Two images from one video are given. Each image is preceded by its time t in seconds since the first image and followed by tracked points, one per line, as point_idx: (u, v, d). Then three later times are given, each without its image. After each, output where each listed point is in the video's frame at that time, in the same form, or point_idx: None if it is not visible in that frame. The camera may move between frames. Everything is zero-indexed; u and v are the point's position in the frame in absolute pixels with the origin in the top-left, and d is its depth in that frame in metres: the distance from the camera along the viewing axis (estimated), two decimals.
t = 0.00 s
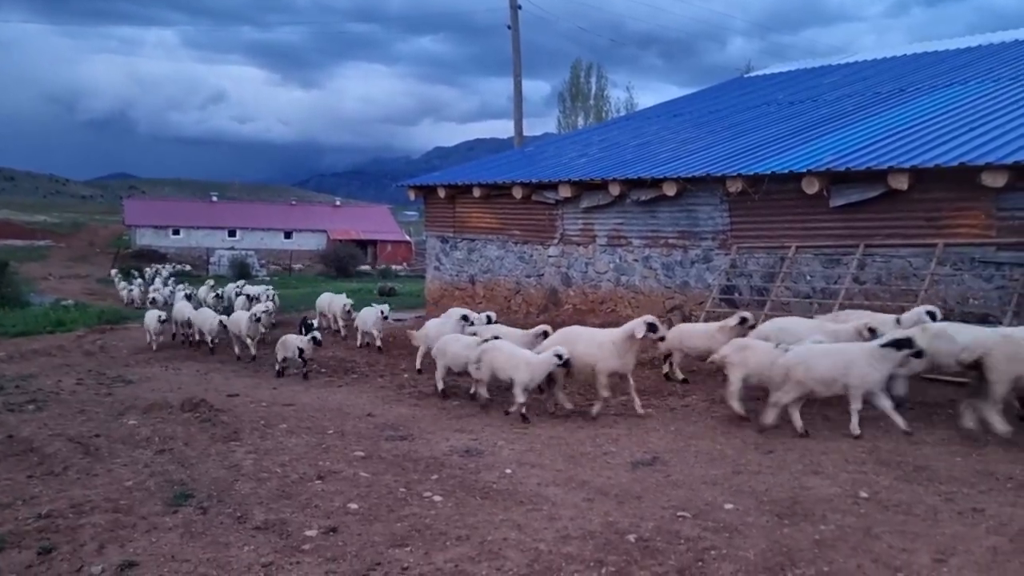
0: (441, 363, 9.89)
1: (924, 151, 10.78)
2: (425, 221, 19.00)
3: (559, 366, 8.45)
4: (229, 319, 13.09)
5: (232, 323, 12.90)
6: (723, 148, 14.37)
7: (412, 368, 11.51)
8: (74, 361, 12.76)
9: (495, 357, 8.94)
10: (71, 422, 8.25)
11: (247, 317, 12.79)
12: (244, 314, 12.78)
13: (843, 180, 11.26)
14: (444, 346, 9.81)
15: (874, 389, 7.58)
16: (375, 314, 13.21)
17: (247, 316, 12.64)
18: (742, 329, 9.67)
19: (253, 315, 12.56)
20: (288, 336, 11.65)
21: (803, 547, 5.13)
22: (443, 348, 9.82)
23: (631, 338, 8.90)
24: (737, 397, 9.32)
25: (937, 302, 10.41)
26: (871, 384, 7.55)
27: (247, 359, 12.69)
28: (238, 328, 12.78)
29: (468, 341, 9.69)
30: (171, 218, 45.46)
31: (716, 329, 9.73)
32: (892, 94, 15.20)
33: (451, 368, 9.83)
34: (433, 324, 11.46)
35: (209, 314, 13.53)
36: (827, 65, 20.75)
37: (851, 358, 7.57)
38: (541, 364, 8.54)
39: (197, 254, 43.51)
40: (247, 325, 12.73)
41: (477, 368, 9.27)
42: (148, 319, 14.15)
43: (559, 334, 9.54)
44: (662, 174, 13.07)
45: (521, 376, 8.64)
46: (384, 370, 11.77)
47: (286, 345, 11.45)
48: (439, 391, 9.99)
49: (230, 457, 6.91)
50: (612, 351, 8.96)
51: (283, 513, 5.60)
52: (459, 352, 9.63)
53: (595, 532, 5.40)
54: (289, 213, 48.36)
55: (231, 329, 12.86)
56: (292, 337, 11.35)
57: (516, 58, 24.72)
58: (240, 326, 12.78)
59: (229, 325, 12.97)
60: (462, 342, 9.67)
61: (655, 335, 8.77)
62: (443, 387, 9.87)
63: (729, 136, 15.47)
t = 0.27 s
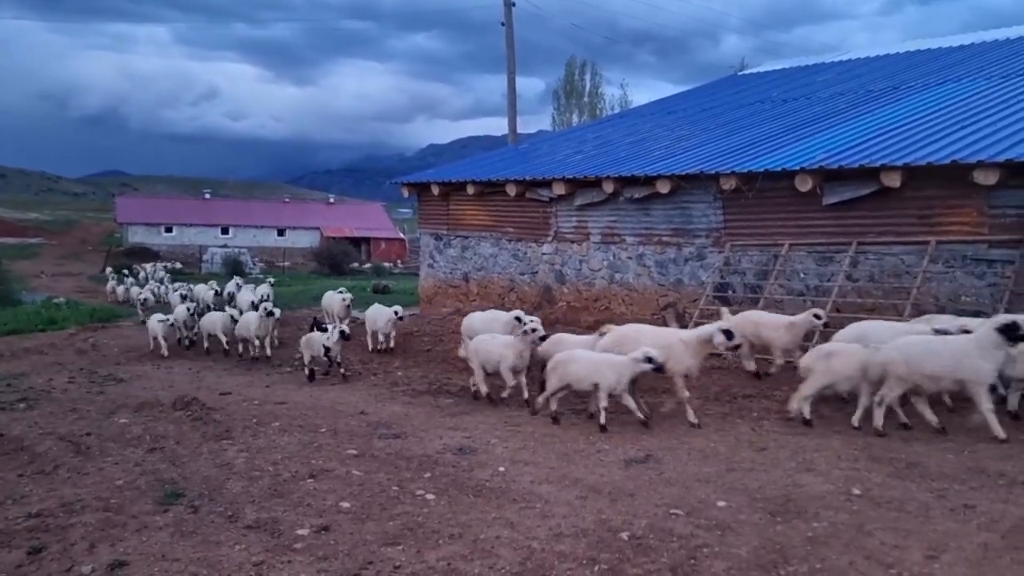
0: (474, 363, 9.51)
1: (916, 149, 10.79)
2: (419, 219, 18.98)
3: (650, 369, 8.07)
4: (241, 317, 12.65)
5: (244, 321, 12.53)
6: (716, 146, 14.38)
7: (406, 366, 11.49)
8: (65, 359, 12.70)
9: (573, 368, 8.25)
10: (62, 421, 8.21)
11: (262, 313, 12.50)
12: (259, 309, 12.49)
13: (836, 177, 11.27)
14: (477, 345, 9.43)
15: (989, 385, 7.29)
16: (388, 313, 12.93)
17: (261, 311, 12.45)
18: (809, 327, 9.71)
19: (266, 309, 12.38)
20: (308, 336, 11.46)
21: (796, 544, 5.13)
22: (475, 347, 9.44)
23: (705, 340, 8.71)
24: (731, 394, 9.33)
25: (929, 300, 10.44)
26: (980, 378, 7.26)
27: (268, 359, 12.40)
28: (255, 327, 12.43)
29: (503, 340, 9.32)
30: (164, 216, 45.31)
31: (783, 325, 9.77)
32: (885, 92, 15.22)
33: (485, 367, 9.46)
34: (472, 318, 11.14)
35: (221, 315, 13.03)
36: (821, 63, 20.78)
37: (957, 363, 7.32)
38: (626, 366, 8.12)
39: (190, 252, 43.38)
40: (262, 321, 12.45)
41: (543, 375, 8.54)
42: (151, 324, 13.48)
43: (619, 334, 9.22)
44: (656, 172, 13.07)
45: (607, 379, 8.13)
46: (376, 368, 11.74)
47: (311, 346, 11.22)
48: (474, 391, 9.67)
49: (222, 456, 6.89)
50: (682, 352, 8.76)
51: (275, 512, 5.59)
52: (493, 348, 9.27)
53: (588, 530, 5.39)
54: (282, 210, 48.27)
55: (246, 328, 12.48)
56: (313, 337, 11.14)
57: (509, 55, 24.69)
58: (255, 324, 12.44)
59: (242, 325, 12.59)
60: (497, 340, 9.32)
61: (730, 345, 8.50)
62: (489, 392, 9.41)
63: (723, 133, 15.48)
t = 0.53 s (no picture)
0: (511, 365, 9.25)
1: (905, 149, 10.83)
2: (409, 218, 18.95)
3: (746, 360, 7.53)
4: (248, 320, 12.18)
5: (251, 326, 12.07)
6: (706, 145, 14.40)
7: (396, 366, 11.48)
8: (53, 360, 12.63)
9: (666, 375, 7.65)
10: (50, 422, 8.16)
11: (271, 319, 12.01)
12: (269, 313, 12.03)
13: (825, 177, 11.31)
14: (516, 346, 9.20)
15: None
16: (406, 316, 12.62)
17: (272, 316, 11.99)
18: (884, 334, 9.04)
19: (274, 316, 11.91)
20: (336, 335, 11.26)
21: (785, 543, 5.15)
22: (514, 347, 9.20)
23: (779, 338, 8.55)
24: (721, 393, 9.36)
25: (918, 299, 10.48)
26: None
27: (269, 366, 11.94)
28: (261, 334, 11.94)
29: (546, 343, 9.13)
30: (153, 214, 45.13)
31: (856, 331, 9.08)
32: (874, 92, 15.27)
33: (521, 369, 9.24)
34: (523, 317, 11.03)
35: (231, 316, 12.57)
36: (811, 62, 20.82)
37: None
38: (724, 365, 7.55)
39: (179, 251, 43.21)
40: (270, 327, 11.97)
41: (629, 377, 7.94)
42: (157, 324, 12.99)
43: (695, 333, 8.93)
44: (646, 171, 13.08)
45: (710, 383, 7.51)
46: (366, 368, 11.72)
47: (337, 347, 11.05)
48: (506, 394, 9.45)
49: (211, 457, 6.86)
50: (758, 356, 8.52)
51: (265, 513, 5.57)
52: (535, 352, 9.06)
53: (579, 530, 5.39)
54: (272, 209, 48.13)
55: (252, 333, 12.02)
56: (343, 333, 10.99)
57: (500, 54, 24.68)
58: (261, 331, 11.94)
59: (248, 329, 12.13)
60: (540, 343, 9.13)
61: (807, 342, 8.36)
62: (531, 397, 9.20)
63: (713, 133, 15.50)
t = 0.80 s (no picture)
0: (557, 370, 8.86)
1: (895, 146, 10.87)
2: (401, 215, 18.92)
3: (866, 367, 7.20)
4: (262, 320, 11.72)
5: (264, 327, 11.64)
6: (698, 143, 14.43)
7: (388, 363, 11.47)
8: (42, 358, 12.57)
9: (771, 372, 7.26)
10: (39, 421, 8.12)
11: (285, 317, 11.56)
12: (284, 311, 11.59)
13: (816, 174, 11.33)
14: (563, 347, 8.81)
15: None
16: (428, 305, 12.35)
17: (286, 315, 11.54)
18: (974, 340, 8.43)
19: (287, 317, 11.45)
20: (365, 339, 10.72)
21: (776, 540, 5.16)
22: (564, 349, 8.80)
23: (865, 332, 8.41)
24: (712, 390, 9.39)
25: (908, 296, 10.52)
26: None
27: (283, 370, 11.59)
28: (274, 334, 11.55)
29: (594, 342, 8.85)
30: (143, 212, 44.94)
31: (939, 333, 8.50)
32: (865, 90, 15.32)
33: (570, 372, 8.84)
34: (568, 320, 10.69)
35: (243, 317, 12.13)
36: (801, 60, 20.88)
37: None
38: (840, 367, 7.19)
39: (170, 249, 43.03)
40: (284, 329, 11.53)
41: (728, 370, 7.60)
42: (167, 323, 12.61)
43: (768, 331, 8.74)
44: (638, 169, 13.10)
45: (820, 386, 7.13)
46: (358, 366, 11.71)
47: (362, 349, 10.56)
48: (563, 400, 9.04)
49: (201, 455, 6.84)
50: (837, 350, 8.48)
51: (255, 511, 5.55)
52: (585, 353, 8.72)
53: (570, 528, 5.39)
54: (263, 207, 48.00)
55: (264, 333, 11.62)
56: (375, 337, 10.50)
57: (492, 51, 24.66)
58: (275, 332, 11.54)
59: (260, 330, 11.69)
60: (589, 342, 8.81)
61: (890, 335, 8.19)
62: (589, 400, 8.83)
63: (704, 131, 15.52)
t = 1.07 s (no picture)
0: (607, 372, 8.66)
1: (885, 145, 10.91)
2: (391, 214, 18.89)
3: (994, 366, 6.90)
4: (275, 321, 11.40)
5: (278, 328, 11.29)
6: (688, 142, 14.44)
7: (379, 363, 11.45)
8: (31, 358, 12.50)
9: (884, 370, 6.86)
10: (27, 421, 8.08)
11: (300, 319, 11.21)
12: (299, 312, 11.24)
13: (806, 173, 11.36)
14: (610, 348, 8.62)
15: None
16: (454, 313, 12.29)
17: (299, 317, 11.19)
18: None
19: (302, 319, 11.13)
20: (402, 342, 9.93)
21: (766, 537, 5.17)
22: (609, 350, 8.61)
23: (949, 330, 7.87)
24: (703, 389, 9.41)
25: (897, 294, 10.58)
26: None
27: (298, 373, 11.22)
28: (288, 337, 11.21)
29: (642, 341, 8.62)
30: (132, 211, 44.76)
31: None
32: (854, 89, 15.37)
33: (619, 373, 8.68)
34: (625, 313, 10.39)
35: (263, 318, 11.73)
36: (791, 59, 20.94)
37: None
38: (968, 363, 6.85)
39: (159, 248, 42.84)
40: (299, 330, 11.22)
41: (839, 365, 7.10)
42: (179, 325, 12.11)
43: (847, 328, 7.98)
44: (628, 168, 13.11)
45: (937, 386, 6.77)
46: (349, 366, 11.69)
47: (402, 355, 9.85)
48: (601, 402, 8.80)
49: (191, 455, 6.81)
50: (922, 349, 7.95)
51: (245, 511, 5.54)
52: (634, 354, 8.53)
53: (561, 526, 5.39)
54: (253, 206, 47.86)
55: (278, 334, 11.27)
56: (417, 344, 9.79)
57: (482, 50, 24.64)
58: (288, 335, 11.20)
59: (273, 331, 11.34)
60: (636, 343, 8.59)
61: (980, 331, 7.61)
62: (625, 402, 8.62)
63: (694, 130, 15.55)
